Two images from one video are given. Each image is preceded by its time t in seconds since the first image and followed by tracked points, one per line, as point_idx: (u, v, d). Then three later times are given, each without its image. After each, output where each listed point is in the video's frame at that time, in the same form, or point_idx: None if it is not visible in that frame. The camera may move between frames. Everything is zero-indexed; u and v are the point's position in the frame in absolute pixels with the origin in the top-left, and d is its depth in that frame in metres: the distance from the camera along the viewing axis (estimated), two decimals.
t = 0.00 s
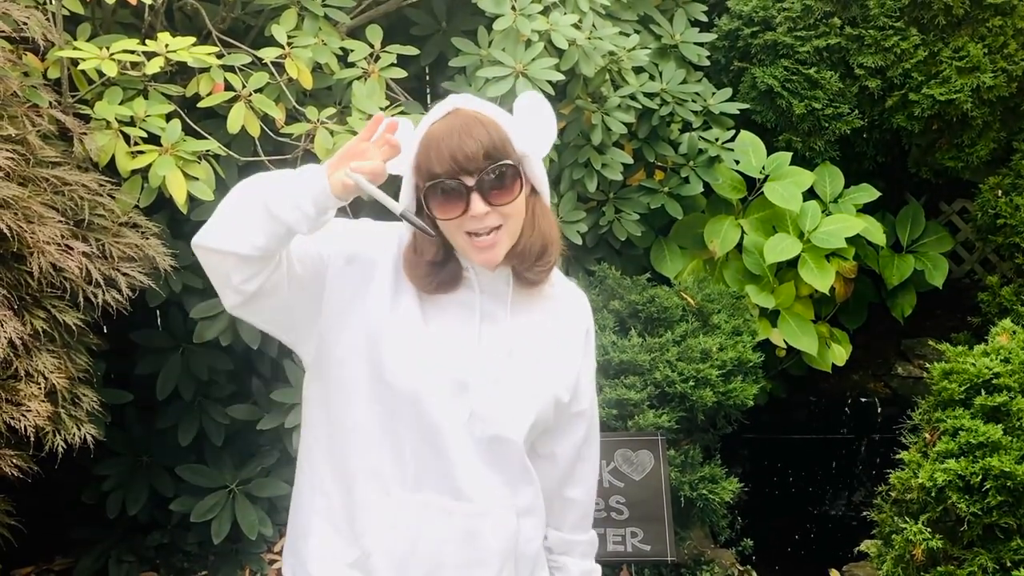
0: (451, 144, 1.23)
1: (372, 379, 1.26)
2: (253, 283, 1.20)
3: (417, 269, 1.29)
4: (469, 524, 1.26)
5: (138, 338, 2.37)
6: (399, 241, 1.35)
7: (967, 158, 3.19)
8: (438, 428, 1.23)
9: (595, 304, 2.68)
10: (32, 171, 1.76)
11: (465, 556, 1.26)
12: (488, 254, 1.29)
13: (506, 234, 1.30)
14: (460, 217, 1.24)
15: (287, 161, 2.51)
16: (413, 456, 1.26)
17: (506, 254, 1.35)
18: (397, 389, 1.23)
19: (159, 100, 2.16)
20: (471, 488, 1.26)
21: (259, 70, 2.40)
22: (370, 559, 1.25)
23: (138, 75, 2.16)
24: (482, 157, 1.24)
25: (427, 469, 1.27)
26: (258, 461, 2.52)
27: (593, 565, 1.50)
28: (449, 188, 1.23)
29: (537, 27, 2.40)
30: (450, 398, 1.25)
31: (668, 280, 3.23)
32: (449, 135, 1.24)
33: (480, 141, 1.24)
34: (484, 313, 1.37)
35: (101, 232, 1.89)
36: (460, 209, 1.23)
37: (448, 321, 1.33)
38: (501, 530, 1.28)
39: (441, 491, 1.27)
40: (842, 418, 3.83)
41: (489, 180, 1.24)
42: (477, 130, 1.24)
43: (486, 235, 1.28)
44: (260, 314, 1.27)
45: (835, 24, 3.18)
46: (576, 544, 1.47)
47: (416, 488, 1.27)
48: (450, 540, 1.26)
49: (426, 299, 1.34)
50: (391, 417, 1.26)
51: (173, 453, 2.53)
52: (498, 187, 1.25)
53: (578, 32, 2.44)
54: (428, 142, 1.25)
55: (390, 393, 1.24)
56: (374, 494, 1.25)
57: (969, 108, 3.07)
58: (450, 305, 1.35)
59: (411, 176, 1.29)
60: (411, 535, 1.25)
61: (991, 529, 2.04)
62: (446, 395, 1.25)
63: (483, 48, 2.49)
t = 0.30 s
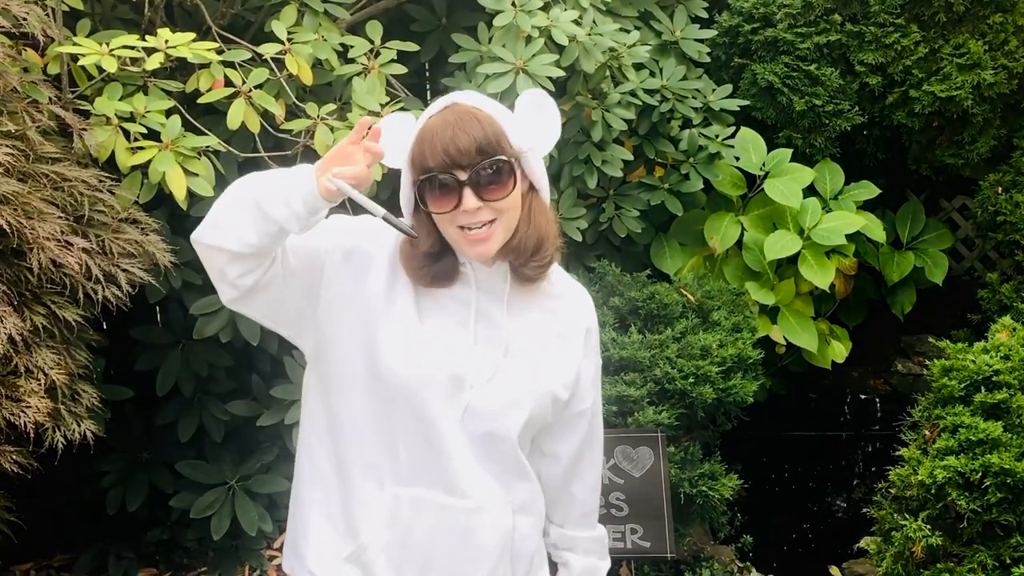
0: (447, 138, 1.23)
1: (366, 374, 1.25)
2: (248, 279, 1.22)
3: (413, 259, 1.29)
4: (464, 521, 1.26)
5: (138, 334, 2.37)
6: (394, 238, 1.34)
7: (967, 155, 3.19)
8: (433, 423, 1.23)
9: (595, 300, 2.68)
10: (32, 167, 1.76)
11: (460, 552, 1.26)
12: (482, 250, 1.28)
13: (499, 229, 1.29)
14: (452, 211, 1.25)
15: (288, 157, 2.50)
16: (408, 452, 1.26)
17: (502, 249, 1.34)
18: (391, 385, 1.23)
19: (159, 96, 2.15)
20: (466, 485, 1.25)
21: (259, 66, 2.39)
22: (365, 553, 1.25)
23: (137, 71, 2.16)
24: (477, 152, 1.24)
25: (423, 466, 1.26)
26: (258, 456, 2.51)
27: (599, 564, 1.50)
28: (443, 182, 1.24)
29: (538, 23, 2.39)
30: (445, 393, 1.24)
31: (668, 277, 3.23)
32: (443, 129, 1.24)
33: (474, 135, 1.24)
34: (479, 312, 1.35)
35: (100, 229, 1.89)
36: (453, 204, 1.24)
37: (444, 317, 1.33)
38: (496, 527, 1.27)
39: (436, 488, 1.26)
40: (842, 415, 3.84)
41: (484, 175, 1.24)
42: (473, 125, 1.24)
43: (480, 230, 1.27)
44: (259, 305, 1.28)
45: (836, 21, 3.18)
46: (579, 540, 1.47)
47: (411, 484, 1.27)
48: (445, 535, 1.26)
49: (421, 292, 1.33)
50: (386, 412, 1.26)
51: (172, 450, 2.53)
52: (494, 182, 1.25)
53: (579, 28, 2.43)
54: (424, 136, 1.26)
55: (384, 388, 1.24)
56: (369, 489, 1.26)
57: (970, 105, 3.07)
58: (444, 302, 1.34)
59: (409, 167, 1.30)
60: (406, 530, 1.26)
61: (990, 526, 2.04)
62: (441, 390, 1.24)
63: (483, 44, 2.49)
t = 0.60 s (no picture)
0: (437, 121, 1.21)
1: (354, 381, 1.25)
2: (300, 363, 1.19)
3: (396, 241, 1.28)
4: (461, 524, 1.24)
5: (137, 332, 2.37)
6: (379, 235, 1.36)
7: (967, 152, 3.18)
8: (425, 424, 1.23)
9: (595, 298, 2.68)
10: (31, 164, 1.76)
11: (460, 555, 1.24)
12: (461, 241, 1.26)
13: (482, 220, 1.26)
14: (434, 196, 1.22)
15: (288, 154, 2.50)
16: (399, 459, 1.23)
17: (484, 241, 1.31)
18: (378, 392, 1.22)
19: (158, 93, 2.15)
20: (461, 487, 1.24)
21: (259, 63, 2.39)
22: (367, 563, 1.25)
23: (137, 68, 2.16)
24: (464, 140, 1.22)
25: (416, 472, 1.24)
26: (258, 454, 2.51)
27: (591, 556, 1.42)
28: (428, 165, 1.21)
29: (537, 20, 2.39)
30: (432, 395, 1.22)
31: (668, 274, 3.23)
32: (435, 112, 1.22)
33: (465, 123, 1.21)
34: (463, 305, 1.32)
35: (99, 226, 1.89)
36: (437, 188, 1.21)
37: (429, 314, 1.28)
38: (495, 528, 1.25)
39: (431, 492, 1.25)
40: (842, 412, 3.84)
41: (471, 163, 1.22)
42: (467, 111, 1.22)
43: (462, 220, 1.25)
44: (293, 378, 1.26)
45: (836, 18, 3.17)
46: (572, 531, 1.40)
47: (406, 493, 1.24)
48: (444, 538, 1.24)
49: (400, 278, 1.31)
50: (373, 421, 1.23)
51: (172, 447, 2.53)
52: (481, 171, 1.22)
53: (578, 25, 2.43)
54: (416, 116, 1.24)
55: (371, 397, 1.22)
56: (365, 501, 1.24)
57: (970, 102, 3.06)
58: (432, 296, 1.30)
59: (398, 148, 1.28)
60: (403, 535, 1.24)
61: (990, 523, 2.04)
62: (429, 392, 1.22)
63: (482, 41, 2.49)
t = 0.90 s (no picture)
0: (434, 117, 1.21)
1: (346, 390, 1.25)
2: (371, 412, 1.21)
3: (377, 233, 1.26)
4: (462, 519, 1.23)
5: (137, 331, 2.37)
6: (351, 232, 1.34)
7: (967, 151, 3.18)
8: (416, 421, 1.23)
9: (595, 297, 2.68)
10: (31, 164, 1.76)
11: (464, 550, 1.24)
12: (444, 236, 1.24)
13: (466, 218, 1.25)
14: (423, 189, 1.20)
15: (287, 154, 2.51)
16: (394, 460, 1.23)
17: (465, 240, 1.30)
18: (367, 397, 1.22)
19: (157, 93, 2.15)
20: (455, 483, 1.23)
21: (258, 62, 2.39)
22: (375, 568, 1.26)
23: (136, 68, 2.16)
24: (461, 137, 1.21)
25: (411, 474, 1.24)
26: (258, 453, 2.51)
27: (595, 535, 1.36)
28: (415, 159, 1.19)
29: (536, 19, 2.38)
30: (421, 392, 1.21)
31: (667, 273, 3.23)
32: (434, 107, 1.22)
33: (462, 119, 1.21)
34: (446, 299, 1.31)
35: (99, 226, 1.89)
36: (426, 182, 1.20)
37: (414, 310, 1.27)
38: (495, 521, 1.24)
39: (428, 491, 1.24)
40: (841, 411, 3.85)
41: (458, 159, 1.20)
42: (461, 106, 1.22)
43: (446, 215, 1.24)
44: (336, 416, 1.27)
45: (835, 17, 3.18)
46: (572, 508, 1.36)
47: (405, 495, 1.24)
48: (445, 536, 1.23)
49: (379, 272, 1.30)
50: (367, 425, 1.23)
51: (172, 447, 2.53)
52: (467, 167, 1.21)
53: (578, 24, 2.43)
54: (409, 110, 1.23)
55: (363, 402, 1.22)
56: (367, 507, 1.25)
57: (969, 101, 3.06)
58: (416, 291, 1.29)
59: (384, 140, 1.27)
60: (409, 539, 1.23)
61: (990, 523, 2.03)
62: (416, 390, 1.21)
63: (482, 40, 2.49)
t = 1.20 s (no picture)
0: (430, 123, 1.21)
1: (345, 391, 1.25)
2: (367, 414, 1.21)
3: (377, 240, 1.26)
4: (462, 519, 1.23)
5: (136, 331, 2.37)
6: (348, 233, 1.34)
7: (966, 150, 3.18)
8: (415, 421, 1.23)
9: (594, 296, 2.68)
10: (29, 164, 1.76)
11: (465, 549, 1.24)
12: (442, 241, 1.23)
13: (466, 224, 1.25)
14: (421, 196, 1.20)
15: (286, 153, 2.51)
16: (394, 460, 1.23)
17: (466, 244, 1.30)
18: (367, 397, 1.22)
19: (156, 92, 2.15)
20: (455, 482, 1.23)
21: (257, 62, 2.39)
22: (375, 569, 1.25)
23: (135, 67, 2.16)
24: (458, 143, 1.21)
25: (410, 474, 1.24)
26: (257, 452, 2.51)
27: (592, 534, 1.36)
28: (414, 165, 1.19)
29: (535, 18, 2.38)
30: (421, 392, 1.21)
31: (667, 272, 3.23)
32: (429, 112, 1.22)
33: (459, 125, 1.21)
34: (444, 300, 1.31)
35: (98, 225, 1.88)
36: (425, 189, 1.20)
37: (413, 313, 1.27)
38: (495, 521, 1.25)
39: (428, 491, 1.24)
40: (841, 409, 3.85)
41: (457, 165, 1.21)
42: (456, 110, 1.22)
43: (446, 221, 1.23)
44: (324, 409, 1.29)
45: (834, 15, 3.17)
46: (569, 508, 1.36)
47: (405, 496, 1.24)
48: (445, 536, 1.23)
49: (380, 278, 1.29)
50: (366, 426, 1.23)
51: (171, 446, 2.53)
52: (465, 172, 1.21)
53: (576, 23, 2.43)
54: (406, 116, 1.23)
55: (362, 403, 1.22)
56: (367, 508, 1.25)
57: (968, 100, 3.06)
58: (415, 293, 1.29)
59: (382, 147, 1.27)
60: (409, 540, 1.23)
61: (989, 521, 2.03)
62: (416, 390, 1.21)
63: (481, 39, 2.48)
